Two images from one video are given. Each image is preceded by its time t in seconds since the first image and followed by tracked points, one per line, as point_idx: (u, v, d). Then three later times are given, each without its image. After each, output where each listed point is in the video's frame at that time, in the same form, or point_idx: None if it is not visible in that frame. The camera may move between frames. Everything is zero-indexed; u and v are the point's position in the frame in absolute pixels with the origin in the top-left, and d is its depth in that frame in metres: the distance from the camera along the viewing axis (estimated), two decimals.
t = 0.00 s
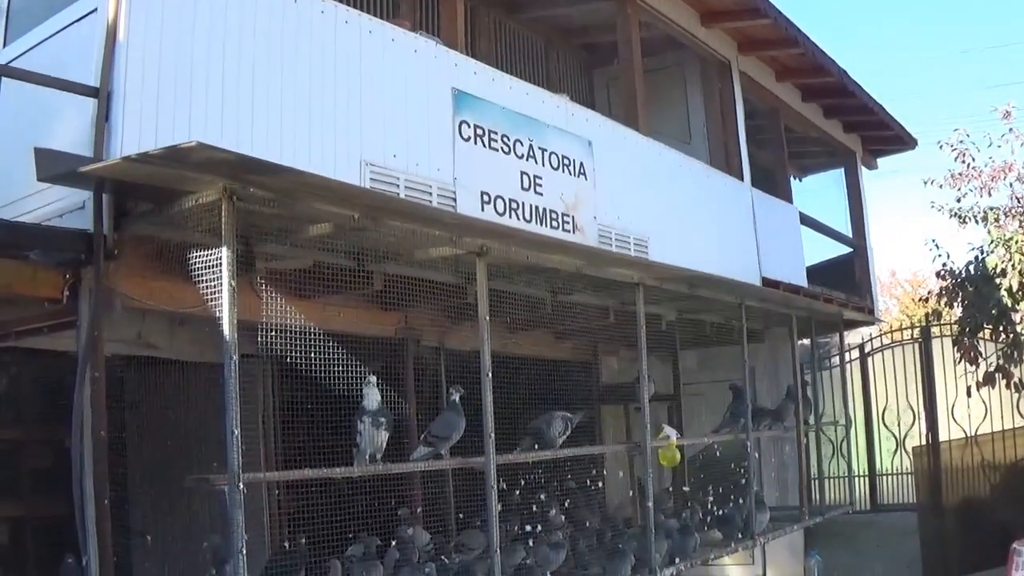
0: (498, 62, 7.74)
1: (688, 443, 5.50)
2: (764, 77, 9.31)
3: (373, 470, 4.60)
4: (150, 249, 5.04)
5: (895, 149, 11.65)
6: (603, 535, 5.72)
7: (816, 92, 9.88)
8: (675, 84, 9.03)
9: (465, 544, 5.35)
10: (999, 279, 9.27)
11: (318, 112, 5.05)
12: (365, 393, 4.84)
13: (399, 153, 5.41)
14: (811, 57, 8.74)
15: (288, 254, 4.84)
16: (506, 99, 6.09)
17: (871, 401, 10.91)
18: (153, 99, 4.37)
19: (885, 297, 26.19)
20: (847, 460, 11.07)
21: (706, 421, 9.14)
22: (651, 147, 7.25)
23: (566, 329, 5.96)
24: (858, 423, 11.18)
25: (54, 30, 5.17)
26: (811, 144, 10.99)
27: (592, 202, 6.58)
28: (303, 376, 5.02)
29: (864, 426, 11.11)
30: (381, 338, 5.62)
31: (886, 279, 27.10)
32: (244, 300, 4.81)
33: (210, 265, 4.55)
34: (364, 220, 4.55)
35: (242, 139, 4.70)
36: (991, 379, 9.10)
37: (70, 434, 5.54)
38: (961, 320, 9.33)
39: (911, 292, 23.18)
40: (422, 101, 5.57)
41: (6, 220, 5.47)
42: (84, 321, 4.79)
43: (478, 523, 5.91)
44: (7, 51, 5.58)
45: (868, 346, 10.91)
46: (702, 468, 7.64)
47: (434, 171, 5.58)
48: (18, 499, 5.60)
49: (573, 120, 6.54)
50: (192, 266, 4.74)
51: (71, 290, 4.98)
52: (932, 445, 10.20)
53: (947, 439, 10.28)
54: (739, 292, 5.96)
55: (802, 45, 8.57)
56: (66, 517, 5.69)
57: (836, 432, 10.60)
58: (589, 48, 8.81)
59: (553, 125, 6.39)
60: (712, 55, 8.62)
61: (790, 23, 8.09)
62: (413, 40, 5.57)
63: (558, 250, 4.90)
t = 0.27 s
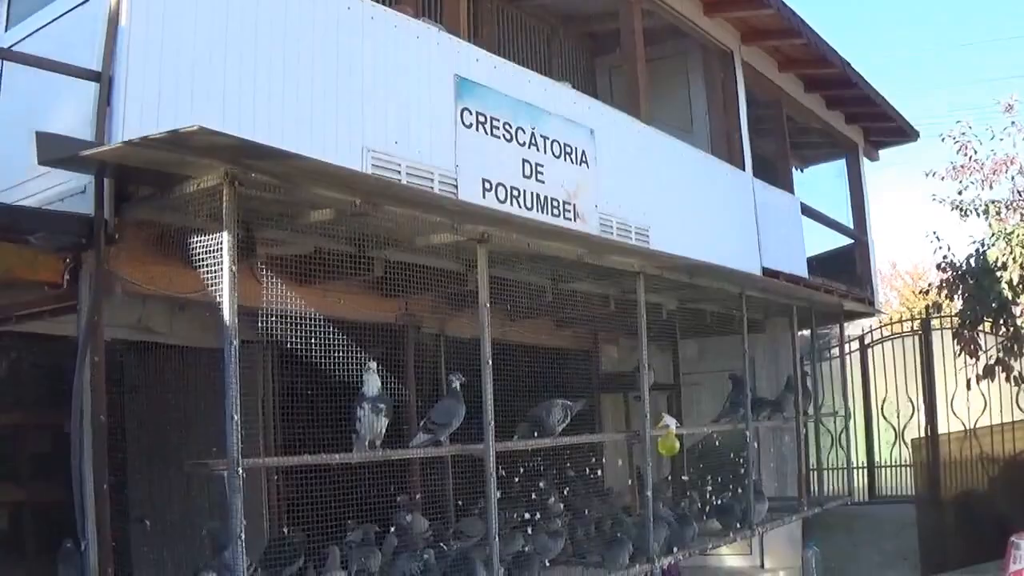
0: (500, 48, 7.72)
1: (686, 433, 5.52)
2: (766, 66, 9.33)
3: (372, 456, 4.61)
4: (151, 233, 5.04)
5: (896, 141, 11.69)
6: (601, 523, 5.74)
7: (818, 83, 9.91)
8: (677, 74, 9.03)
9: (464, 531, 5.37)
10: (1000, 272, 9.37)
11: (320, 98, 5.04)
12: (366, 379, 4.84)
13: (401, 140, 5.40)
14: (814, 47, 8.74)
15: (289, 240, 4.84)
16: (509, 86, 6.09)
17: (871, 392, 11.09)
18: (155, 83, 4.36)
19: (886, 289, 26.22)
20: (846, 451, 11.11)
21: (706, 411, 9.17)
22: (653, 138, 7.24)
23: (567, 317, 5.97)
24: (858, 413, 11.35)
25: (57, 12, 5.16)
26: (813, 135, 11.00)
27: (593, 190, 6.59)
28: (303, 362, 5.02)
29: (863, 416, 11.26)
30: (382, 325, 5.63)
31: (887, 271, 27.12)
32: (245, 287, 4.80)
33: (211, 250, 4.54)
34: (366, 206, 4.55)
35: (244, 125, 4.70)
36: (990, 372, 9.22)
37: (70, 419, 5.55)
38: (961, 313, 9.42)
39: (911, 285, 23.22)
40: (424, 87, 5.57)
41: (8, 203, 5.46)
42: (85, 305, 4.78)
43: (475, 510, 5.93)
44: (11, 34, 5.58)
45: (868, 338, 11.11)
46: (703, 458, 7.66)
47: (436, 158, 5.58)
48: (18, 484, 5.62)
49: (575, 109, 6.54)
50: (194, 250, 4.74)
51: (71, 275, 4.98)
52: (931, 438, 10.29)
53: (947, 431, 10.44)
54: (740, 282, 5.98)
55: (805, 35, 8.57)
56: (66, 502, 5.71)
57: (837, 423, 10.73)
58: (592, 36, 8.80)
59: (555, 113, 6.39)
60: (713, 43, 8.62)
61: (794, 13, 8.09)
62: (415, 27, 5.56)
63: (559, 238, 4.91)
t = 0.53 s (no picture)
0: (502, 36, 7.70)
1: (687, 423, 5.57)
2: (769, 57, 9.33)
3: (372, 443, 4.61)
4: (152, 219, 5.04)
5: (897, 133, 11.73)
6: (601, 512, 5.78)
7: (820, 75, 9.91)
8: (679, 65, 9.02)
9: (462, 520, 5.38)
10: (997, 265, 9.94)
11: (321, 84, 5.03)
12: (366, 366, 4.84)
13: (402, 127, 5.39)
14: (816, 39, 8.75)
15: (290, 227, 4.83)
16: (511, 75, 6.09)
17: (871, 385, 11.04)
18: (156, 69, 4.37)
19: (885, 282, 26.30)
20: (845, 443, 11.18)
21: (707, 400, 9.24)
22: (654, 130, 7.25)
23: (569, 306, 5.97)
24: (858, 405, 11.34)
25: None
26: (814, 127, 11.02)
27: (594, 180, 6.59)
28: (304, 349, 5.02)
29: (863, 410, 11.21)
30: (382, 313, 5.63)
31: (886, 264, 27.21)
32: (245, 273, 4.79)
33: (213, 237, 4.51)
34: (367, 193, 4.54)
35: (244, 110, 4.69)
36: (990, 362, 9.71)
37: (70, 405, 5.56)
38: (961, 305, 9.90)
39: (911, 278, 23.31)
40: (425, 74, 5.55)
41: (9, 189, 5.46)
42: (86, 290, 4.78)
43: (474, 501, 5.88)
44: (13, 19, 5.58)
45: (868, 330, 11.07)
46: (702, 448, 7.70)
47: (437, 146, 5.57)
48: (18, 471, 5.63)
49: (577, 99, 6.53)
50: (195, 235, 4.71)
51: (72, 260, 4.98)
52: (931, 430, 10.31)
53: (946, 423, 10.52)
54: (741, 272, 6.03)
55: (808, 27, 8.57)
56: (66, 488, 5.74)
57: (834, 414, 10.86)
58: (594, 26, 8.78)
59: (557, 102, 6.39)
60: (716, 33, 8.60)
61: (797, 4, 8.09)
62: (417, 14, 5.55)
63: (560, 227, 4.92)
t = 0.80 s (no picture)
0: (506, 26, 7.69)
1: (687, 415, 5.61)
2: (771, 50, 9.30)
3: (373, 434, 4.61)
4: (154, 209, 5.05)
5: (899, 126, 11.74)
6: (601, 504, 5.80)
7: (822, 68, 9.91)
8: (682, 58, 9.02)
9: (463, 512, 5.39)
10: (1000, 259, 9.68)
11: (324, 75, 5.02)
12: (368, 357, 4.84)
13: (404, 118, 5.39)
14: (819, 32, 8.75)
15: (292, 218, 4.82)
16: (513, 67, 6.09)
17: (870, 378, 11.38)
18: (158, 61, 4.41)
19: (886, 276, 26.32)
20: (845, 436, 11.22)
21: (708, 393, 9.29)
22: (656, 124, 7.25)
23: (569, 299, 5.97)
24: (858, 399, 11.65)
25: None
26: (816, 120, 11.03)
27: (596, 172, 6.59)
28: (306, 339, 5.01)
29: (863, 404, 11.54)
30: (384, 304, 5.63)
31: (887, 258, 27.24)
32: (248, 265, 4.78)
33: (215, 228, 4.50)
34: (370, 184, 4.54)
35: (247, 101, 4.68)
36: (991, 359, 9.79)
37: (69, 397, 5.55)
38: (963, 300, 9.89)
39: (912, 273, 23.35)
40: (428, 65, 5.55)
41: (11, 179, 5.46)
42: (87, 281, 4.79)
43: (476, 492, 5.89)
44: (16, 10, 5.58)
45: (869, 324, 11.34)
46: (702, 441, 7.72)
47: (439, 138, 5.56)
48: (17, 462, 5.64)
49: (579, 91, 6.54)
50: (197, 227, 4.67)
51: (74, 250, 4.99)
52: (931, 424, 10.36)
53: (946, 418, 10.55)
54: (743, 265, 6.07)
55: (810, 20, 8.57)
56: (66, 479, 5.74)
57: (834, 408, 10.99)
58: (597, 18, 8.77)
59: (559, 95, 6.39)
60: (719, 26, 8.58)
61: None
62: (420, 5, 5.55)
63: (561, 218, 4.92)
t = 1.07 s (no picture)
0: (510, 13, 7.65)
1: (690, 405, 5.66)
2: (775, 41, 9.28)
3: (376, 423, 4.60)
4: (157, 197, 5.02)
5: (903, 119, 11.75)
6: (603, 493, 5.84)
7: (826, 60, 9.89)
8: (686, 49, 8.99)
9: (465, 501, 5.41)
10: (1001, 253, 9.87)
11: (327, 62, 5.01)
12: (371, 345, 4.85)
13: (408, 107, 5.40)
14: (824, 23, 8.74)
15: (294, 207, 4.82)
16: (517, 56, 6.09)
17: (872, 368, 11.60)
18: (163, 49, 4.36)
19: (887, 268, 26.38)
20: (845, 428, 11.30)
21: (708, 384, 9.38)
22: (658, 116, 7.26)
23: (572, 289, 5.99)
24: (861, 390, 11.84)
25: None
26: (820, 112, 11.04)
27: (599, 162, 6.59)
28: (309, 328, 5.01)
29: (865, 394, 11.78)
30: (386, 294, 5.63)
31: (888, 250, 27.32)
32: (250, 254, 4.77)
33: (217, 216, 4.47)
34: (373, 172, 4.53)
35: (251, 89, 4.66)
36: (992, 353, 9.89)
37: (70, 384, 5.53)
38: (966, 293, 9.93)
39: (913, 266, 23.44)
40: (431, 53, 5.55)
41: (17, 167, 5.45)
42: (90, 269, 4.76)
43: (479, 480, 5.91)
44: None
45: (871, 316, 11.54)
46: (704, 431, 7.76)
47: (442, 127, 5.57)
48: (19, 449, 5.66)
49: (582, 81, 6.55)
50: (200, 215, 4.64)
51: (77, 238, 4.95)
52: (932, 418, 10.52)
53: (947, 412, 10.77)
54: (745, 255, 6.13)
55: (816, 11, 8.56)
56: (68, 466, 5.76)
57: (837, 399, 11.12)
58: (601, 7, 8.73)
59: (563, 85, 6.40)
60: (723, 17, 8.55)
61: None
62: None
63: (565, 208, 4.93)
